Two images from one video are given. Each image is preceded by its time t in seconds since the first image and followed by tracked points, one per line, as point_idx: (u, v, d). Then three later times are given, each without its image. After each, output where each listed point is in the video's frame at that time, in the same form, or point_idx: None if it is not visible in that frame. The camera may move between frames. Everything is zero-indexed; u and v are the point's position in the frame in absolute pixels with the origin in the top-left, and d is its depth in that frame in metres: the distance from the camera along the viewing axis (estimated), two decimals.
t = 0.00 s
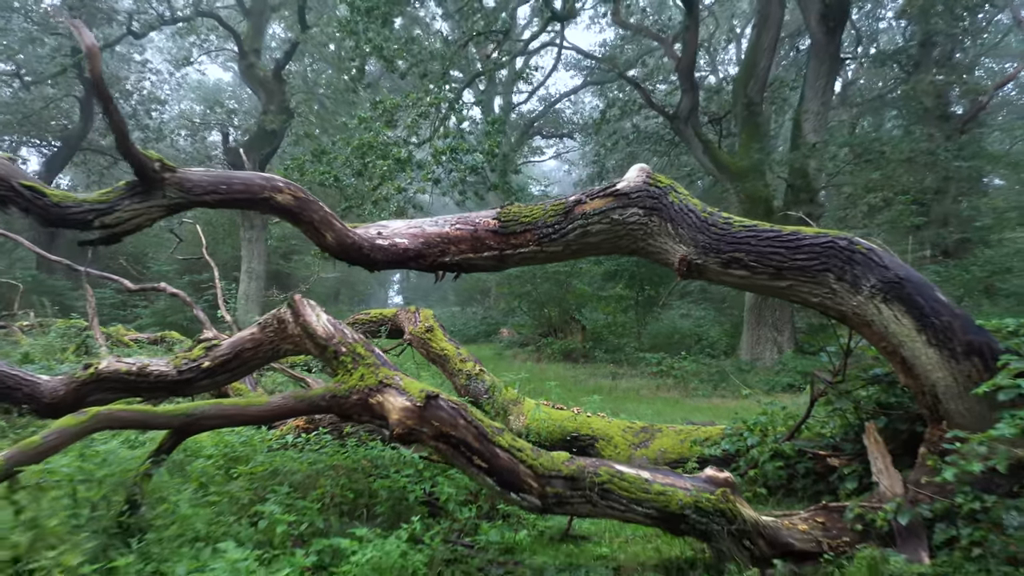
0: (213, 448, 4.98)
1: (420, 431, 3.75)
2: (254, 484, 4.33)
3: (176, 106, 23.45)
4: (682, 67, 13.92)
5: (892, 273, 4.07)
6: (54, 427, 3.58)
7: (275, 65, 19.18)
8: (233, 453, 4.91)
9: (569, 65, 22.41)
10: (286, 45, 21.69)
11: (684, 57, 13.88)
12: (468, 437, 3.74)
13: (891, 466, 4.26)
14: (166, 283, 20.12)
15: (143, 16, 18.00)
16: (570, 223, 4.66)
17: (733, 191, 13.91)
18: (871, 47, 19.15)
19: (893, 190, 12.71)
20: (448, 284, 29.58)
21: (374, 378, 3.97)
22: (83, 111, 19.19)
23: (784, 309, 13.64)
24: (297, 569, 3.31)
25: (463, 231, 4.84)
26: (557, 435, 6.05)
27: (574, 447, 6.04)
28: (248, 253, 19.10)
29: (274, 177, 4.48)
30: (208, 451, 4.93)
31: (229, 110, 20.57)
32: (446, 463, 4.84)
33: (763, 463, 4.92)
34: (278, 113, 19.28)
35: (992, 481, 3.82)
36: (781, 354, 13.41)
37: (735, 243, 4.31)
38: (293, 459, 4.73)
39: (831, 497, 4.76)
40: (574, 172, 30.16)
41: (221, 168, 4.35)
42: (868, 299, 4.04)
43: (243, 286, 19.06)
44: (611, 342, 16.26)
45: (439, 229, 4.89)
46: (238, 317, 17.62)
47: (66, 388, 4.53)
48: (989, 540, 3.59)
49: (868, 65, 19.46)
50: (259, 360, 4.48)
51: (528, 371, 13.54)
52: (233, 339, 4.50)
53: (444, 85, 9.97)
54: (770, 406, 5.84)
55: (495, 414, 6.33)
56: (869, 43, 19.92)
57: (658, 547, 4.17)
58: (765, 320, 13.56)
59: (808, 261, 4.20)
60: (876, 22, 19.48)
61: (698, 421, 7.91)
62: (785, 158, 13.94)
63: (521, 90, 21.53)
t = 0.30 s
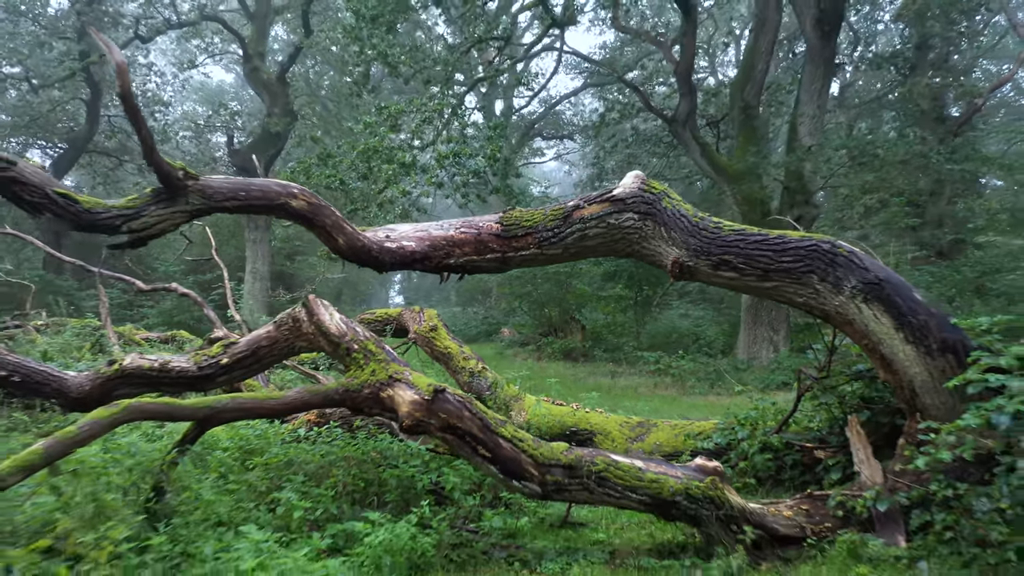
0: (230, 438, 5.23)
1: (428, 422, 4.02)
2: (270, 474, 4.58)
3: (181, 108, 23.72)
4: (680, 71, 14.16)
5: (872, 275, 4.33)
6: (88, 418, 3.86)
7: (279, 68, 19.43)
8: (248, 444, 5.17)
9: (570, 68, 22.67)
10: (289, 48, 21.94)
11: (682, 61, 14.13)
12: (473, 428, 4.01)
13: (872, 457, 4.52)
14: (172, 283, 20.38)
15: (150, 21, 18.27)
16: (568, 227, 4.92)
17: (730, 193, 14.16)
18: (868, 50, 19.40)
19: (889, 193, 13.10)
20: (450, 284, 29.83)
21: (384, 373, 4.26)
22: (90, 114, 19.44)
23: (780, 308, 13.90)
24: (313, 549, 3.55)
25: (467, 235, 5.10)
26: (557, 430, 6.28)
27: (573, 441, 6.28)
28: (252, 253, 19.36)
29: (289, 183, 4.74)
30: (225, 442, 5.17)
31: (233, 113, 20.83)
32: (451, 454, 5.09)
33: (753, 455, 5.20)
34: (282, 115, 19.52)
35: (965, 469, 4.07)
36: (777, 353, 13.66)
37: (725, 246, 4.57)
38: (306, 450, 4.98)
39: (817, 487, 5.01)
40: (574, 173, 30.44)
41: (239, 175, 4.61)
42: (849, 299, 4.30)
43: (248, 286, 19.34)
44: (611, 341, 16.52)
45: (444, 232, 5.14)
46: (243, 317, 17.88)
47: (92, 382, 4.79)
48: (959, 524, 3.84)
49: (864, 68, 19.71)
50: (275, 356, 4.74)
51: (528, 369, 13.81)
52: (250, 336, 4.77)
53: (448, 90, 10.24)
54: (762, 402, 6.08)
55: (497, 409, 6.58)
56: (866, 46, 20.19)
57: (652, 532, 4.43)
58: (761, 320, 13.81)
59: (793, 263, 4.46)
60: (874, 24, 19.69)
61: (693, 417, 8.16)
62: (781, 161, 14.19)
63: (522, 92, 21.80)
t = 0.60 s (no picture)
0: (244, 432, 5.48)
1: (435, 415, 4.28)
2: (285, 465, 4.83)
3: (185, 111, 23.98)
4: (678, 75, 14.40)
5: (853, 276, 4.58)
6: (118, 410, 4.09)
7: (283, 71, 19.67)
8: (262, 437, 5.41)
9: (570, 70, 22.92)
10: (293, 50, 22.18)
11: (680, 65, 14.38)
12: (477, 421, 4.27)
13: (855, 449, 4.76)
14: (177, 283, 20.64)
15: (156, 25, 18.54)
16: (567, 231, 5.18)
17: (728, 195, 14.39)
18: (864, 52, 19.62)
19: (885, 194, 13.46)
20: (451, 284, 30.07)
21: (394, 369, 4.52)
22: (96, 116, 19.71)
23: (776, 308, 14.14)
24: (328, 533, 3.76)
25: (471, 238, 5.35)
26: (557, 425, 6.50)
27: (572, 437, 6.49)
28: (256, 253, 19.61)
29: (303, 190, 5.00)
30: (240, 435, 5.42)
31: (237, 115, 21.07)
32: (456, 447, 5.34)
33: (744, 448, 5.44)
34: (285, 117, 19.76)
35: (940, 460, 4.31)
36: (773, 353, 13.90)
37: (715, 249, 4.83)
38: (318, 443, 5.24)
39: (804, 479, 5.26)
40: (574, 174, 30.68)
41: (256, 182, 4.87)
42: (832, 299, 4.55)
43: (252, 286, 19.58)
44: (610, 340, 16.76)
45: (449, 235, 5.40)
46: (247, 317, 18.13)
47: (115, 378, 5.04)
48: (935, 510, 4.09)
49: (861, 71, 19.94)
50: (289, 353, 5.00)
51: (529, 368, 14.06)
52: (265, 334, 5.02)
53: (451, 95, 10.49)
54: (753, 398, 6.33)
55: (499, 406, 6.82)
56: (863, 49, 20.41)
57: (646, 519, 4.68)
58: (758, 320, 14.04)
59: (780, 265, 4.71)
60: (870, 27, 19.90)
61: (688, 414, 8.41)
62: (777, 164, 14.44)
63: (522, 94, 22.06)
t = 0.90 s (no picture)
0: (257, 426, 5.72)
1: (441, 408, 4.54)
2: (298, 456, 5.08)
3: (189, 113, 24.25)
4: (676, 79, 14.65)
5: (837, 278, 4.84)
6: (146, 403, 4.45)
7: (287, 74, 19.91)
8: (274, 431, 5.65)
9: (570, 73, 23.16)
10: (296, 54, 22.44)
11: (678, 69, 14.63)
12: (482, 414, 4.53)
13: (839, 442, 5.01)
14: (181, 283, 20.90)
15: (162, 29, 18.81)
16: (567, 234, 5.42)
17: (725, 197, 14.64)
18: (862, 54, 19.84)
19: (880, 196, 13.78)
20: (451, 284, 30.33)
21: (402, 365, 4.79)
22: (102, 119, 19.98)
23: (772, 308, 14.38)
24: (342, 518, 4.01)
25: (474, 241, 5.60)
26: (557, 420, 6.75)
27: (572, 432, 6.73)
28: (260, 254, 19.88)
29: (315, 195, 5.24)
30: (254, 429, 5.65)
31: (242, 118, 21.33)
32: (460, 440, 5.61)
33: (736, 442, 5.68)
34: (289, 120, 20.02)
35: (920, 451, 4.54)
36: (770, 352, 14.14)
37: (707, 251, 5.08)
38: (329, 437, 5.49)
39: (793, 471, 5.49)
40: (574, 174, 30.93)
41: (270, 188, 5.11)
42: (817, 299, 4.81)
43: (256, 286, 19.84)
44: (610, 340, 17.00)
45: (453, 238, 5.64)
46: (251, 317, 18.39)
47: (136, 375, 5.28)
48: (913, 498, 4.32)
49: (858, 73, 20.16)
50: (302, 350, 5.26)
51: (529, 367, 14.31)
52: (279, 333, 5.28)
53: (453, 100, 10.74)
54: (746, 394, 6.56)
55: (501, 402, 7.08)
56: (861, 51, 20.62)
57: (641, 508, 4.93)
58: (755, 320, 14.28)
59: (769, 267, 4.96)
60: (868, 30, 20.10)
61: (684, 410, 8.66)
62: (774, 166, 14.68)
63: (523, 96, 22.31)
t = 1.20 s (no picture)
0: (270, 420, 5.96)
1: (447, 402, 4.82)
2: (310, 448, 5.34)
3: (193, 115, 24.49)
4: (675, 82, 14.89)
5: (823, 279, 5.09)
6: (168, 398, 4.72)
7: (290, 77, 20.14)
8: (285, 424, 5.89)
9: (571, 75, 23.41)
10: (300, 57, 22.69)
11: (677, 72, 14.87)
12: (486, 407, 4.81)
13: (826, 435, 5.25)
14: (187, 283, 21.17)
15: (167, 33, 19.05)
16: (566, 237, 5.68)
17: (723, 199, 14.89)
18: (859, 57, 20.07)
19: (875, 198, 13.89)
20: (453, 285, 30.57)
21: (410, 361, 5.08)
22: (108, 121, 20.23)
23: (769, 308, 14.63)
24: (354, 505, 4.26)
25: (478, 243, 5.86)
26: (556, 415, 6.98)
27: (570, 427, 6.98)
28: (265, 254, 20.16)
29: (326, 200, 5.49)
30: (266, 423, 5.90)
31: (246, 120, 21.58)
32: (464, 434, 5.86)
33: (727, 434, 5.95)
34: (293, 122, 20.24)
35: (902, 443, 4.78)
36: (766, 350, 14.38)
37: (700, 254, 5.34)
38: (338, 430, 5.75)
39: (783, 463, 5.74)
40: (575, 175, 31.15)
41: (283, 193, 5.37)
42: (804, 298, 5.06)
43: (260, 287, 20.10)
44: (609, 339, 17.25)
45: (458, 240, 5.89)
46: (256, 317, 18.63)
47: (155, 371, 5.52)
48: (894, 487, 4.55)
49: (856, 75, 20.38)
50: (314, 347, 5.53)
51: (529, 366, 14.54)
52: (291, 331, 5.56)
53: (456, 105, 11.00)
54: (739, 390, 6.80)
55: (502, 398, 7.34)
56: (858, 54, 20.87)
57: (636, 498, 5.17)
58: (752, 319, 14.53)
59: (758, 268, 5.21)
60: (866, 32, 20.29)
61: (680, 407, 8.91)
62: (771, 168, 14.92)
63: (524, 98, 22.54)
